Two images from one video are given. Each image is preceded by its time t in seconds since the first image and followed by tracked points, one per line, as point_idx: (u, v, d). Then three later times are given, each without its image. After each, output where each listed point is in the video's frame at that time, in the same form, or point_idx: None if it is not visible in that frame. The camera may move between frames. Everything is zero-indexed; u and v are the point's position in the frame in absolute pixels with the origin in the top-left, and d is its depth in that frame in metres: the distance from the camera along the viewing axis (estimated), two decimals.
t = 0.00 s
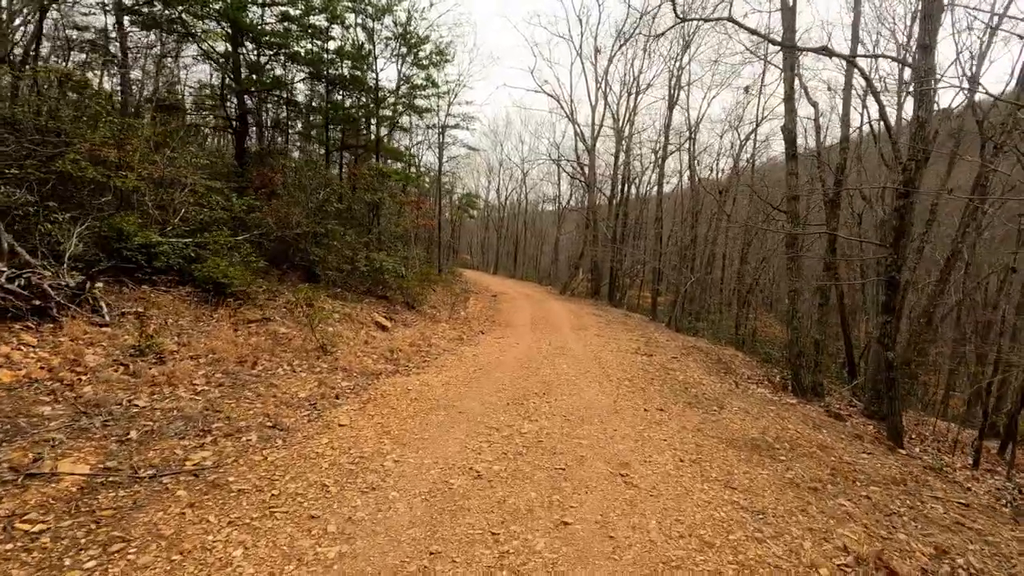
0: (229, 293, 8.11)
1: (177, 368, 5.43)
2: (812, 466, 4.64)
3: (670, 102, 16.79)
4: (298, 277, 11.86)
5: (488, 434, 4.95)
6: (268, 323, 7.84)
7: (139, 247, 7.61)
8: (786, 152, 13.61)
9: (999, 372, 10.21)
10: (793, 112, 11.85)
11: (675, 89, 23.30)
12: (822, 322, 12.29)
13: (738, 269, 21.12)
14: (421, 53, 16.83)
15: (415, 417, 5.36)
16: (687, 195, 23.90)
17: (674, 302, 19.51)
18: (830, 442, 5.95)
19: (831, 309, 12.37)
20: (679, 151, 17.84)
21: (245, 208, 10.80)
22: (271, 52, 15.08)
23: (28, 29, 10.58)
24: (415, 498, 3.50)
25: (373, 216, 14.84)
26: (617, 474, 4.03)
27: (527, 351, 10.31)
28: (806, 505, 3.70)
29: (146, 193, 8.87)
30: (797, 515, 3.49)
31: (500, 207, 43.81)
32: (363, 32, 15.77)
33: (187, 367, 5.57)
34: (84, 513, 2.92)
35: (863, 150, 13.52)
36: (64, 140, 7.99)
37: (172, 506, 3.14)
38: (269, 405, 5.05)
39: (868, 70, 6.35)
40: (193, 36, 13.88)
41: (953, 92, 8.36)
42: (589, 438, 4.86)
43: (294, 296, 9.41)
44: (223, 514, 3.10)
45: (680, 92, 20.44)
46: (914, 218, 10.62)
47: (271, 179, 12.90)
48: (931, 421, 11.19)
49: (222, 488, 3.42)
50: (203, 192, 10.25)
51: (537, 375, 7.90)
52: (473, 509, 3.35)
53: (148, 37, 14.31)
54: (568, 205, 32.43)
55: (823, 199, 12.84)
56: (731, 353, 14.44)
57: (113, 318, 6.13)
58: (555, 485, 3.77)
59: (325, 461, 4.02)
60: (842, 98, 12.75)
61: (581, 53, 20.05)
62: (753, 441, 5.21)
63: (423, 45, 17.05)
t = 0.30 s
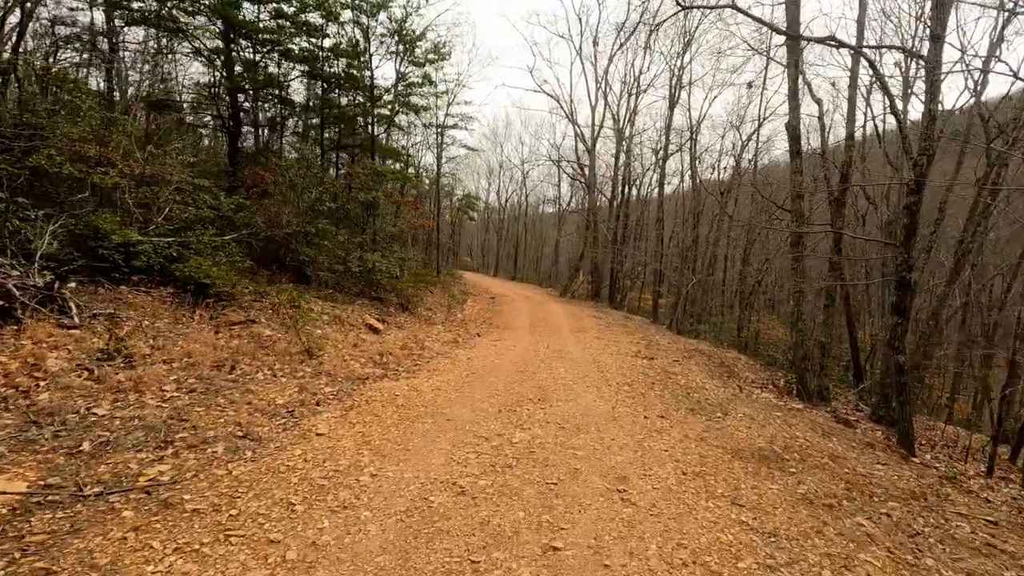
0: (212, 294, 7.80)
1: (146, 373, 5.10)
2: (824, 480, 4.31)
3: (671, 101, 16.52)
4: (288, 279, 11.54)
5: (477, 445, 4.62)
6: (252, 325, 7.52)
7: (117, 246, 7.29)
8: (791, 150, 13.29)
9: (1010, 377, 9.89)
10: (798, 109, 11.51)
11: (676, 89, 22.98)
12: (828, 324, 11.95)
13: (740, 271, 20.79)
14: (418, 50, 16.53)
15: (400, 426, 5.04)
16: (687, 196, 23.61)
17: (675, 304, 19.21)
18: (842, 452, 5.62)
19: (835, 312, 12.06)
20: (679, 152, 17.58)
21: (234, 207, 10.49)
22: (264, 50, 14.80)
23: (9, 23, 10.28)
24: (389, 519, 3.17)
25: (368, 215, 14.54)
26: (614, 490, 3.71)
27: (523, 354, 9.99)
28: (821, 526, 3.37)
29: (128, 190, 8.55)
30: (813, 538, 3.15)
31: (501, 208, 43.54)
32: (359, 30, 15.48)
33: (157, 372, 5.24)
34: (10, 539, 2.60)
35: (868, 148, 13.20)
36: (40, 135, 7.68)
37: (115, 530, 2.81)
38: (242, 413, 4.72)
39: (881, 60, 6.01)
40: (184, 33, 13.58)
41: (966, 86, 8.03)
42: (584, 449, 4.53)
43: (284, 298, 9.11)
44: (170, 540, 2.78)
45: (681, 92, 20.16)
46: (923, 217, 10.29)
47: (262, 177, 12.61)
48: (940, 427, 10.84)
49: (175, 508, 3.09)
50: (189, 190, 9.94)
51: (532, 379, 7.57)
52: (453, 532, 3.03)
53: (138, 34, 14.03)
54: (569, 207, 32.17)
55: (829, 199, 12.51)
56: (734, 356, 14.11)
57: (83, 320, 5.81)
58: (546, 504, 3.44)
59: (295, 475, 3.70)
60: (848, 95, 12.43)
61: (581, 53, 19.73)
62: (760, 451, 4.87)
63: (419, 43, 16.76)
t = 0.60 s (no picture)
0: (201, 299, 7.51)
1: (123, 385, 4.80)
2: (849, 502, 4.00)
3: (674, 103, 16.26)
4: (283, 283, 11.25)
5: (475, 463, 4.31)
6: (241, 331, 7.20)
7: (101, 250, 7.01)
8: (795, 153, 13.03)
9: None
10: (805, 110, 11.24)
11: (678, 91, 22.77)
12: (837, 330, 11.62)
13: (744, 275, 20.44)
14: (418, 51, 16.30)
15: (394, 442, 4.73)
16: (690, 200, 23.32)
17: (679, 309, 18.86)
18: (863, 467, 5.31)
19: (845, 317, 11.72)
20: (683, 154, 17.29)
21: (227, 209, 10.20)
22: (260, 50, 14.55)
23: None
24: (376, 553, 2.88)
25: (366, 218, 14.25)
26: (624, 517, 3.40)
27: (525, 361, 9.67)
28: (853, 561, 3.07)
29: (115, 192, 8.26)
30: None
31: (502, 212, 43.25)
32: (358, 30, 15.25)
33: (135, 383, 4.93)
34: None
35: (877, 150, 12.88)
36: (23, 135, 7.40)
37: (65, 569, 2.51)
38: (223, 428, 4.41)
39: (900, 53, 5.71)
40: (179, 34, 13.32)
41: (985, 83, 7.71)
42: (590, 468, 4.22)
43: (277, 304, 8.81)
44: None
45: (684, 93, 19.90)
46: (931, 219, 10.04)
47: (258, 179, 12.33)
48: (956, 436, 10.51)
49: (138, 541, 2.79)
50: (181, 192, 9.66)
51: (534, 389, 7.25)
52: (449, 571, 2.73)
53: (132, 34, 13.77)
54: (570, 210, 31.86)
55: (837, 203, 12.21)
56: (740, 362, 13.77)
57: (59, 328, 5.51)
58: (550, 535, 3.13)
59: (276, 500, 3.40)
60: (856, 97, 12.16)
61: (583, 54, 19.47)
62: (779, 469, 4.55)
63: (419, 43, 16.51)
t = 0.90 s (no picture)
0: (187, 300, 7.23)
1: (96, 391, 4.51)
2: (872, 519, 3.72)
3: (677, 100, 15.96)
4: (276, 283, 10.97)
5: (469, 476, 4.03)
6: (229, 333, 6.92)
7: (82, 249, 6.73)
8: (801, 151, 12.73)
9: None
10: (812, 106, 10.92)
11: (680, 88, 22.45)
12: (845, 332, 11.33)
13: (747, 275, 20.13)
14: (415, 47, 16.01)
15: (383, 452, 4.45)
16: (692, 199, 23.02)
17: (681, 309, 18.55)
18: (881, 478, 5.02)
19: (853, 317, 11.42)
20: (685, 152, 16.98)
21: (219, 207, 9.91)
22: (255, 45, 14.27)
23: None
24: None
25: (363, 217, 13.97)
26: (631, 539, 3.13)
27: (524, 363, 9.39)
28: None
29: (100, 189, 7.98)
30: None
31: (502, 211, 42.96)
32: (354, 25, 14.96)
33: (110, 390, 4.64)
34: None
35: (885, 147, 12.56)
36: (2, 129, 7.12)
37: None
38: (200, 438, 4.13)
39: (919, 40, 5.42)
40: (172, 29, 13.02)
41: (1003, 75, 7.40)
42: (592, 482, 3.94)
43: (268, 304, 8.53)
44: None
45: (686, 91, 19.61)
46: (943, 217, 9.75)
47: (251, 177, 12.06)
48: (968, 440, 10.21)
49: (90, 570, 2.51)
50: (170, 189, 9.37)
51: (533, 393, 6.96)
52: None
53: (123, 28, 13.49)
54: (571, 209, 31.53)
55: (844, 201, 11.92)
56: (745, 364, 13.46)
57: (33, 330, 5.23)
58: (551, 562, 2.86)
59: (250, 520, 3.11)
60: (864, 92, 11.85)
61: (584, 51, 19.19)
62: (794, 482, 4.27)
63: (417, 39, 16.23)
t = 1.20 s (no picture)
0: (169, 300, 6.94)
1: (56, 398, 4.22)
2: (890, 539, 3.42)
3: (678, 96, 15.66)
4: (266, 282, 10.70)
5: (453, 490, 3.74)
6: (210, 333, 6.63)
7: (57, 246, 6.43)
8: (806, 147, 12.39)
9: None
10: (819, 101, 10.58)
11: (682, 86, 22.12)
12: (851, 333, 11.01)
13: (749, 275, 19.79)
14: (412, 41, 15.70)
15: (363, 462, 4.16)
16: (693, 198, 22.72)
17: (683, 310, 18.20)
18: (896, 489, 4.72)
19: (859, 319, 11.10)
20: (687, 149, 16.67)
21: (207, 203, 9.63)
22: (248, 40, 13.99)
23: None
24: None
25: (357, 214, 13.68)
26: (625, 565, 2.85)
27: (521, 365, 9.08)
28: None
29: (80, 184, 7.70)
30: None
31: (503, 211, 42.66)
32: (349, 19, 14.64)
33: (71, 395, 4.35)
34: None
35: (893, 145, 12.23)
36: None
37: None
38: (163, 448, 3.83)
39: (935, 24, 5.10)
40: (163, 23, 12.73)
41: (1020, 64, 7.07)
42: (585, 498, 3.65)
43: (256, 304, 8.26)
44: None
45: (688, 88, 19.31)
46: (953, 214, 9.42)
47: (242, 173, 11.78)
48: (979, 446, 9.89)
49: None
50: (155, 185, 9.09)
51: (528, 396, 6.65)
52: None
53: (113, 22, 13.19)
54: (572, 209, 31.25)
55: (851, 199, 11.58)
56: (749, 365, 13.13)
57: None
58: None
59: (204, 541, 2.81)
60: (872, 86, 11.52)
61: (584, 48, 18.87)
62: (803, 496, 3.97)
63: (414, 34, 15.93)
